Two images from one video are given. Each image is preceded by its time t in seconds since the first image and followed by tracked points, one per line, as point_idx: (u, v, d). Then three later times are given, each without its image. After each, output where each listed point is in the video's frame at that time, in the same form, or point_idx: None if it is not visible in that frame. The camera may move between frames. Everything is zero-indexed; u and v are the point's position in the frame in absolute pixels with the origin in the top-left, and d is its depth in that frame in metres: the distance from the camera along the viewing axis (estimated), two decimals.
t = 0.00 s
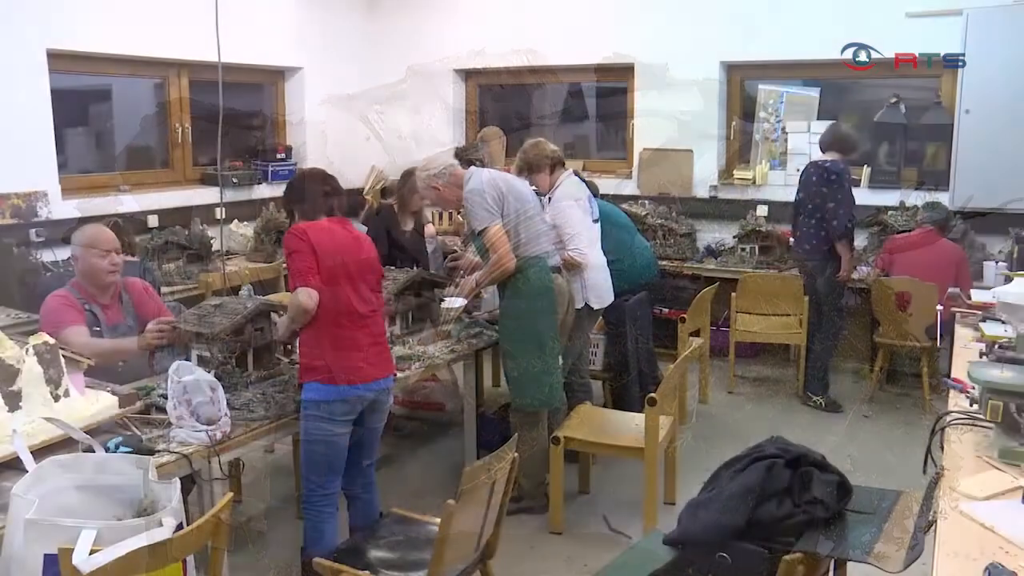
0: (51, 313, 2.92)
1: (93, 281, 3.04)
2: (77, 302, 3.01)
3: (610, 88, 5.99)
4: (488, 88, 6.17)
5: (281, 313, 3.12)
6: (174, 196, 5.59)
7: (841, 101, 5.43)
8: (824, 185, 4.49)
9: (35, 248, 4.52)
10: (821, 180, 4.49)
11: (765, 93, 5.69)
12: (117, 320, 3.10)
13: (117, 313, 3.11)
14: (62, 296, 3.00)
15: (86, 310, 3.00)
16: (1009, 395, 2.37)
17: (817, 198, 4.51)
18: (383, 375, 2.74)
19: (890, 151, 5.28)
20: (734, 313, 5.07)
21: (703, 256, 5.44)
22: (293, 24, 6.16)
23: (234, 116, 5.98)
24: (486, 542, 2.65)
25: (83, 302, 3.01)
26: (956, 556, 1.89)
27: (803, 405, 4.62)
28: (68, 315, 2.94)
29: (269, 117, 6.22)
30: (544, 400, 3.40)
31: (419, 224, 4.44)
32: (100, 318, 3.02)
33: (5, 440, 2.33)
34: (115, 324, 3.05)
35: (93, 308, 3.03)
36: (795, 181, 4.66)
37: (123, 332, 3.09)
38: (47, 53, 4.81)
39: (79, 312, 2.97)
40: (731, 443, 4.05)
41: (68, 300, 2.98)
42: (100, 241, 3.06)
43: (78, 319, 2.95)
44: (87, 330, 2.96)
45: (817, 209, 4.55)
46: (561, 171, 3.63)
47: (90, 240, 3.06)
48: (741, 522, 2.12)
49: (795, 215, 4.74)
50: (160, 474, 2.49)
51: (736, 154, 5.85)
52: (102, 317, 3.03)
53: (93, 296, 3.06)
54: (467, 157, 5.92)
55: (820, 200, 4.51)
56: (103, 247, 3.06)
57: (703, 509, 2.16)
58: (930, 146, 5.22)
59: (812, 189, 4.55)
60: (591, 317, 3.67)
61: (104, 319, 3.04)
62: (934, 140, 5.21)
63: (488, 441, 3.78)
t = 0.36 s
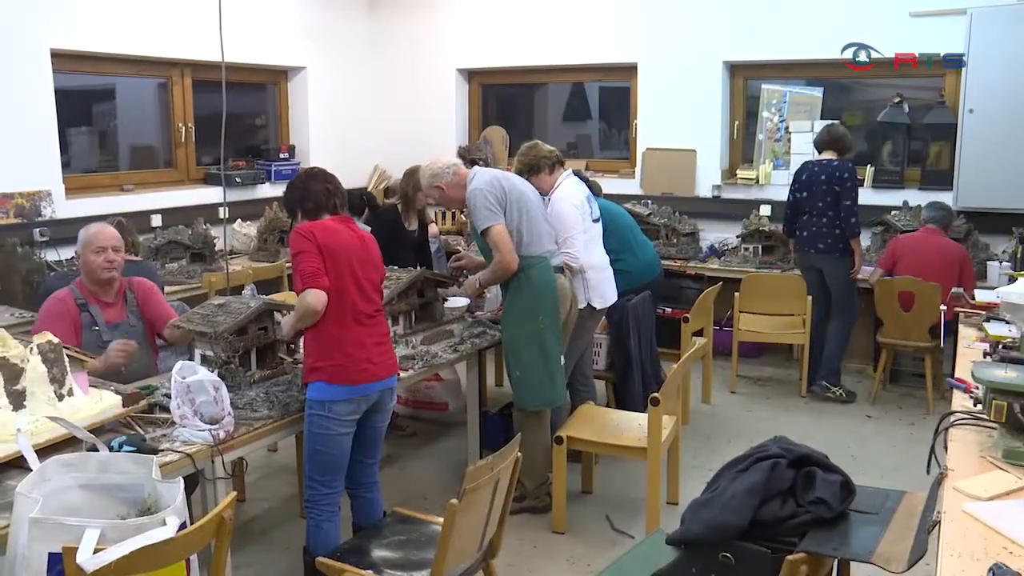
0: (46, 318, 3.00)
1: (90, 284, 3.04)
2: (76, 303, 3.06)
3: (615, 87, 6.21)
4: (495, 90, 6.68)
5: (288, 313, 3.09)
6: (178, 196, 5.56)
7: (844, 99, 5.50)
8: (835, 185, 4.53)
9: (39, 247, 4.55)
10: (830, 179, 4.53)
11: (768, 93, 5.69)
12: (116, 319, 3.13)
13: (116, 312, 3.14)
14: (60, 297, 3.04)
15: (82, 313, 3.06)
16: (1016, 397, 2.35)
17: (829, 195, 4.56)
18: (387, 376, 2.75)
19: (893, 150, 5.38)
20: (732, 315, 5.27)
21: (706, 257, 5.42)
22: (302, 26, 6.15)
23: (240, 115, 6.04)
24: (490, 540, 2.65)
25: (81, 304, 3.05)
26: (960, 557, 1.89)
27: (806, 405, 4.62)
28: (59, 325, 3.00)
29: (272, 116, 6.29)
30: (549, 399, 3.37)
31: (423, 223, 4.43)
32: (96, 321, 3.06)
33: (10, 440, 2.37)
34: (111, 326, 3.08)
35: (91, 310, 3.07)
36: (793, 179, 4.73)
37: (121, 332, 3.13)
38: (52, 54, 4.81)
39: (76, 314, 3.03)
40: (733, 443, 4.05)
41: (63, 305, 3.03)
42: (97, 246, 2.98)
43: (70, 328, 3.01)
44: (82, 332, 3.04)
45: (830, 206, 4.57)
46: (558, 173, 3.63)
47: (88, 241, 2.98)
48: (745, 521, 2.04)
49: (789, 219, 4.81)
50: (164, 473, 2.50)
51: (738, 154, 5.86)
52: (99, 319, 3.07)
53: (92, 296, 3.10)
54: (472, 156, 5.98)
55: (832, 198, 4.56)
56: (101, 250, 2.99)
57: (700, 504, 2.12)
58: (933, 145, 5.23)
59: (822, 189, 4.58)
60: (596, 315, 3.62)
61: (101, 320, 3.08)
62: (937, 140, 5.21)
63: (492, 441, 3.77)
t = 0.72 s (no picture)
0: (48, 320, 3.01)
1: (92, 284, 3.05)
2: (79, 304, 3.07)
3: (624, 87, 6.20)
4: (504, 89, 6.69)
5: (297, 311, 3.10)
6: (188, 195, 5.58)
7: (853, 99, 5.48)
8: (858, 184, 4.62)
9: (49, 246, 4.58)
10: (854, 178, 4.61)
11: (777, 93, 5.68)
12: (120, 319, 3.12)
13: (120, 312, 3.13)
14: (64, 298, 3.06)
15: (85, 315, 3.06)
16: None
17: (854, 194, 4.63)
18: (397, 376, 2.76)
19: (903, 150, 5.37)
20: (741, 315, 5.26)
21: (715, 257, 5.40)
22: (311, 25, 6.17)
23: (249, 114, 6.06)
24: (499, 539, 2.65)
25: (83, 305, 3.06)
26: (971, 558, 1.88)
27: (815, 405, 4.61)
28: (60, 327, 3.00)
29: (281, 115, 6.30)
30: (559, 399, 3.37)
31: (432, 221, 4.43)
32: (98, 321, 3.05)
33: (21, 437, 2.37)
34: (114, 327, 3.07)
35: (94, 311, 3.07)
36: (809, 176, 4.74)
37: (126, 332, 3.12)
38: (63, 53, 4.83)
39: (79, 315, 3.04)
40: (742, 443, 4.04)
41: (66, 306, 3.04)
42: (98, 246, 2.99)
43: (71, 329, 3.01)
44: (85, 333, 3.04)
45: (855, 205, 4.64)
46: (564, 172, 3.61)
47: (91, 242, 2.99)
48: (754, 521, 2.04)
49: (802, 219, 4.80)
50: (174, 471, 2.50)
51: (747, 154, 5.85)
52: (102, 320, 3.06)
53: (95, 297, 3.10)
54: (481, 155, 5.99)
55: (856, 196, 4.63)
56: (103, 251, 3.00)
57: (709, 504, 2.12)
58: (943, 145, 5.22)
59: (846, 188, 4.63)
60: (604, 315, 3.62)
61: (104, 320, 3.08)
62: (947, 139, 5.20)
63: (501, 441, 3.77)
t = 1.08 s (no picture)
0: (61, 322, 2.99)
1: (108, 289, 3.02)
2: (93, 306, 3.05)
3: (637, 86, 6.20)
4: (518, 88, 6.70)
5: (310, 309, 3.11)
6: (202, 193, 5.61)
7: (868, 98, 5.44)
8: (895, 185, 4.65)
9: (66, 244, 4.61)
10: (893, 179, 4.64)
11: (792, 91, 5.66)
12: (133, 322, 3.12)
13: (133, 314, 3.12)
14: (76, 299, 3.03)
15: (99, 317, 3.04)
16: None
17: (891, 194, 4.64)
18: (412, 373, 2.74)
19: (919, 149, 5.35)
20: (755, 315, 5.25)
21: (729, 256, 5.38)
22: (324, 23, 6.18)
23: (263, 112, 6.08)
24: (513, 536, 2.64)
25: (98, 308, 3.04)
26: (989, 560, 1.87)
27: (829, 404, 4.59)
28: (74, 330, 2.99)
29: (295, 113, 6.32)
30: (572, 397, 3.37)
31: (445, 220, 4.43)
32: (112, 326, 3.05)
33: (38, 433, 2.39)
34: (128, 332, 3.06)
35: (108, 314, 3.05)
36: (847, 175, 4.66)
37: (140, 334, 3.12)
38: (80, 53, 4.86)
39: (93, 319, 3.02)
40: (756, 442, 4.03)
41: (80, 309, 3.01)
42: (119, 255, 2.95)
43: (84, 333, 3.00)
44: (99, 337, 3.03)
45: (891, 205, 4.65)
46: (577, 171, 3.61)
47: (110, 249, 2.94)
48: (768, 521, 2.03)
49: (839, 218, 4.70)
50: (188, 468, 2.50)
51: (761, 153, 5.83)
52: (116, 325, 3.05)
53: (109, 299, 3.07)
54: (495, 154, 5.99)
55: (893, 196, 4.66)
56: (124, 258, 2.96)
57: (723, 504, 2.11)
58: (959, 145, 5.21)
59: (885, 187, 4.63)
60: (617, 313, 3.61)
61: (118, 324, 3.07)
62: (963, 138, 5.19)
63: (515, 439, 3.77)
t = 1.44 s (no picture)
0: (87, 293, 2.93)
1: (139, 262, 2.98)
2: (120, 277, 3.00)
3: (654, 84, 6.18)
4: (535, 86, 6.69)
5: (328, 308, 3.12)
6: (219, 191, 5.64)
7: (887, 96, 5.40)
8: (921, 184, 4.62)
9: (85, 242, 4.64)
10: (920, 178, 4.60)
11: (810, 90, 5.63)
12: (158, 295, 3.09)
13: (159, 287, 3.09)
14: (104, 269, 2.97)
15: (125, 289, 2.99)
16: None
17: (920, 193, 4.61)
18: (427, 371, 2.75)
19: (938, 148, 5.31)
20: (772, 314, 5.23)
21: (746, 255, 5.35)
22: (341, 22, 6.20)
23: (281, 111, 6.10)
24: (529, 534, 2.64)
25: (125, 280, 2.99)
26: (1010, 562, 1.85)
27: (846, 404, 4.57)
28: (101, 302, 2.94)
29: (312, 112, 6.33)
30: (586, 396, 3.36)
31: (462, 218, 4.44)
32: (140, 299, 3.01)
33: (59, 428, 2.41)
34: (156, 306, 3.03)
35: (134, 286, 3.01)
36: (880, 176, 4.58)
37: (164, 308, 3.09)
38: (100, 52, 4.89)
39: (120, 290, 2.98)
40: (772, 442, 4.01)
41: (106, 280, 2.96)
42: (156, 231, 2.91)
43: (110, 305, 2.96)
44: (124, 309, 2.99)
45: (920, 204, 4.63)
46: (594, 169, 3.62)
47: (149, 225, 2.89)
48: (785, 522, 2.02)
49: (872, 219, 4.62)
50: (206, 465, 2.52)
51: (779, 152, 5.80)
52: (143, 297, 3.02)
53: (136, 271, 3.03)
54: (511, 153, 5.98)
55: (921, 196, 4.63)
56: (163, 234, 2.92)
57: (740, 504, 2.11)
58: (979, 143, 5.17)
59: (915, 187, 4.60)
60: (633, 312, 3.62)
61: (144, 296, 3.03)
62: (984, 137, 5.15)
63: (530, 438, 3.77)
